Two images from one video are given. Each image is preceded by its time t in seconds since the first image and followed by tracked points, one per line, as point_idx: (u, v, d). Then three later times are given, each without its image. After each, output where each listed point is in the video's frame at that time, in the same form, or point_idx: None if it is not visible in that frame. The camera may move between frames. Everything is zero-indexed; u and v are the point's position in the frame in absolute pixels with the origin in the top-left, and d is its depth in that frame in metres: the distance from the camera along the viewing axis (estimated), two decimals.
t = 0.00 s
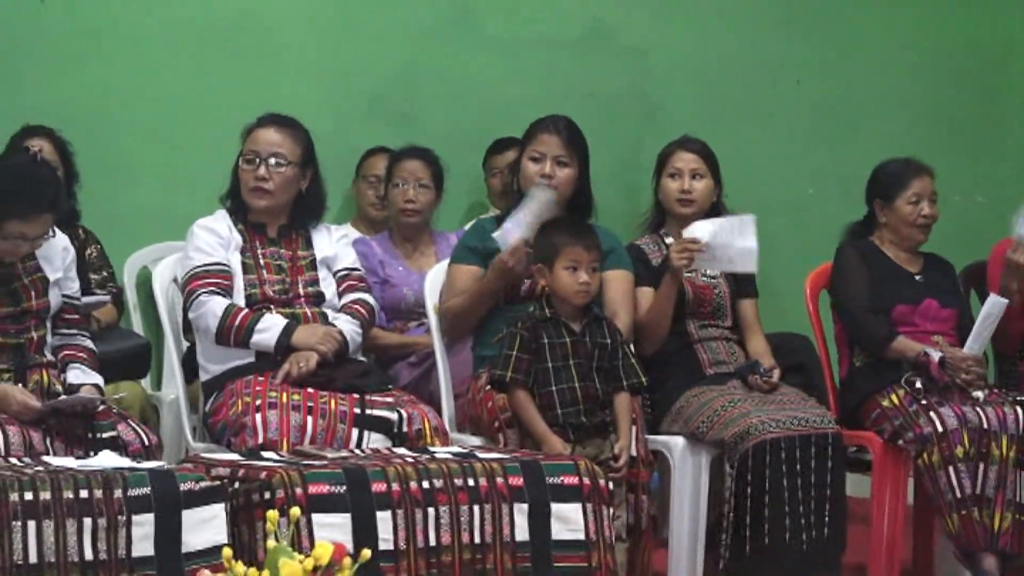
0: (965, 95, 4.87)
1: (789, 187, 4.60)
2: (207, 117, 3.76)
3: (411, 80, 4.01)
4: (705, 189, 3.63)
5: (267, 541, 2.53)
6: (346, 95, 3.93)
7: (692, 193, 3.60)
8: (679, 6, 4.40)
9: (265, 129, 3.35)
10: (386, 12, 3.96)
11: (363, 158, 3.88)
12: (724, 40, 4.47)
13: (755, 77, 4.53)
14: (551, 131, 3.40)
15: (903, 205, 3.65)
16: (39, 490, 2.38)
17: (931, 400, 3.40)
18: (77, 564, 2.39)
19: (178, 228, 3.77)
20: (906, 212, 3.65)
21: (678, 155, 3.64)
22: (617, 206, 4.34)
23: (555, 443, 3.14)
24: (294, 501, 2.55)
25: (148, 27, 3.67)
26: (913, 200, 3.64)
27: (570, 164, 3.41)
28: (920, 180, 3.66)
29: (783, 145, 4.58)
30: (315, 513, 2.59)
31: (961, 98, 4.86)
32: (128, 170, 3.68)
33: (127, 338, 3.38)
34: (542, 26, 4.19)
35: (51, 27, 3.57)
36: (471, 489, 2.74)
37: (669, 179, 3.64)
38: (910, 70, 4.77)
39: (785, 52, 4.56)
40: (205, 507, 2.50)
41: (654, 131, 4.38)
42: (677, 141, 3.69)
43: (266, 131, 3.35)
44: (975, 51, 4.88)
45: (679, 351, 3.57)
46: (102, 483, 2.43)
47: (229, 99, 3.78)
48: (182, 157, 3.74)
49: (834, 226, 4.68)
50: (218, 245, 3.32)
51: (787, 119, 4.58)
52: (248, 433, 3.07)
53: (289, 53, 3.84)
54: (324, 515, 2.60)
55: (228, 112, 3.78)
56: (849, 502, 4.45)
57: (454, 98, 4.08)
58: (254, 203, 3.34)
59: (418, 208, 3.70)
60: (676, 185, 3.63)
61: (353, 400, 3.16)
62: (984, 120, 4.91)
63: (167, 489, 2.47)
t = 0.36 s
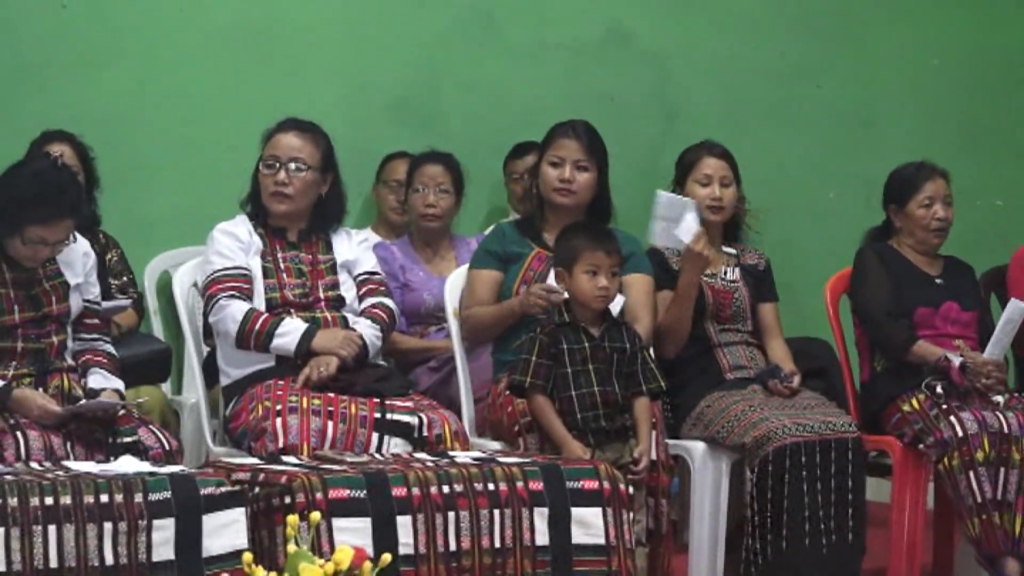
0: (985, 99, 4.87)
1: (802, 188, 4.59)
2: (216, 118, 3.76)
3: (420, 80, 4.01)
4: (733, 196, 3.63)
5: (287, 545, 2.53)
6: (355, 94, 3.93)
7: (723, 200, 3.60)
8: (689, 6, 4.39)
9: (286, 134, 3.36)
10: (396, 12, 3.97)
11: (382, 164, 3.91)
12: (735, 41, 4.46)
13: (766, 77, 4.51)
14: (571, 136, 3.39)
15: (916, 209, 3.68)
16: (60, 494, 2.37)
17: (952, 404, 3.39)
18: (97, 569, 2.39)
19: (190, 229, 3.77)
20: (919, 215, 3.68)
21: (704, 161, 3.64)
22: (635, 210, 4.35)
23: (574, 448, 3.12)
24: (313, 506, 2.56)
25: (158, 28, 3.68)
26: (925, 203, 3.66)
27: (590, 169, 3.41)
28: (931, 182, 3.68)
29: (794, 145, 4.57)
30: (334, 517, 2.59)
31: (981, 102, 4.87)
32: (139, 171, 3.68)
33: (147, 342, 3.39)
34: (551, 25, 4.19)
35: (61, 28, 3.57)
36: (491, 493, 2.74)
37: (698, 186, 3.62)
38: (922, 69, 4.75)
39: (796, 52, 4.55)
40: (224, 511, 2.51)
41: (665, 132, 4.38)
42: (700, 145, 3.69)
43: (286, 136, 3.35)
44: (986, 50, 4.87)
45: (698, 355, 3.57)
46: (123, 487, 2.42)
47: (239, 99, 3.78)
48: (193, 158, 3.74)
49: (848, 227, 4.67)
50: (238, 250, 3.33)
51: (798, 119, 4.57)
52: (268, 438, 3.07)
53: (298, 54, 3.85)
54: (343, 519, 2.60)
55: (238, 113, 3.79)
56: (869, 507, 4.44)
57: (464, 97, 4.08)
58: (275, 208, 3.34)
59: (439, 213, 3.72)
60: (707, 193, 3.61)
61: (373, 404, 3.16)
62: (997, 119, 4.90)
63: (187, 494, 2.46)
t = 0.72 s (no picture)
0: (988, 102, 4.88)
1: (801, 190, 4.59)
2: (217, 118, 3.76)
3: (419, 80, 4.01)
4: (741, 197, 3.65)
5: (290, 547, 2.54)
6: (355, 94, 3.93)
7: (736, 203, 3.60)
8: (688, 7, 4.39)
9: (289, 136, 3.37)
10: (396, 11, 3.97)
11: (385, 166, 3.92)
12: (735, 42, 4.47)
13: (765, 78, 4.52)
14: (574, 138, 3.40)
15: (914, 208, 3.69)
16: (62, 496, 2.37)
17: (955, 405, 3.40)
18: (99, 570, 2.39)
19: (190, 230, 3.77)
20: (918, 213, 3.69)
21: (713, 163, 3.64)
22: (638, 213, 4.35)
23: (576, 449, 3.13)
24: (316, 508, 2.56)
25: (157, 28, 3.68)
26: (923, 200, 3.68)
27: (593, 172, 3.42)
28: (927, 178, 3.71)
29: (794, 146, 4.57)
30: (336, 519, 2.60)
31: (984, 105, 4.87)
32: (139, 172, 3.69)
33: (151, 344, 3.38)
34: (551, 25, 4.20)
35: (61, 29, 3.58)
36: (494, 495, 2.74)
37: (707, 188, 3.62)
38: (921, 70, 4.75)
39: (795, 53, 4.56)
40: (228, 513, 2.51)
41: (665, 134, 4.38)
42: (706, 147, 3.69)
43: (290, 138, 3.36)
44: (986, 51, 4.87)
45: (701, 357, 3.57)
46: (126, 489, 2.42)
47: (238, 98, 3.79)
48: (193, 157, 3.74)
49: (849, 230, 4.67)
50: (242, 251, 3.33)
51: (797, 121, 4.57)
52: (271, 439, 3.07)
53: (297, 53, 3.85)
54: (346, 521, 2.61)
55: (238, 113, 3.79)
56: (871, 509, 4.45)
57: (464, 97, 4.09)
58: (279, 210, 3.35)
59: (442, 215, 3.73)
60: (717, 195, 3.61)
61: (376, 405, 3.17)
62: (997, 120, 4.90)
63: (190, 495, 2.46)
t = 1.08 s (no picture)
0: (1000, 105, 4.87)
1: (804, 191, 4.57)
2: (216, 119, 3.76)
3: (418, 81, 4.00)
4: (755, 202, 3.65)
5: (303, 550, 2.53)
6: (353, 95, 3.93)
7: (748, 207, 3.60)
8: (688, 7, 4.37)
9: (302, 141, 3.37)
10: (394, 12, 3.96)
11: (398, 169, 3.92)
12: (734, 42, 4.44)
13: (766, 79, 4.49)
14: (588, 142, 3.40)
15: (920, 205, 3.69)
16: (76, 500, 2.37)
17: (969, 409, 3.38)
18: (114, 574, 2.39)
19: (202, 234, 3.78)
20: (925, 210, 3.68)
21: (726, 168, 3.64)
22: (650, 216, 4.35)
23: (591, 453, 3.12)
24: (330, 512, 2.55)
25: (157, 29, 3.67)
26: (928, 196, 3.68)
27: (607, 175, 3.41)
28: (931, 176, 3.71)
29: (795, 146, 4.55)
30: (350, 523, 2.58)
31: (996, 107, 4.86)
32: (151, 176, 3.69)
33: (165, 348, 3.39)
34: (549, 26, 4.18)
35: (63, 31, 3.56)
36: (507, 499, 2.74)
37: (719, 191, 3.62)
38: (923, 70, 4.73)
39: (805, 55, 4.55)
40: (242, 517, 2.51)
41: (666, 134, 4.36)
42: (721, 151, 3.69)
43: (303, 143, 3.37)
44: (987, 50, 4.84)
45: (714, 361, 3.56)
46: (139, 493, 2.42)
47: (238, 99, 3.79)
48: (194, 159, 3.74)
49: (862, 233, 4.67)
50: (255, 257, 3.33)
51: (809, 123, 4.57)
52: (284, 443, 3.07)
53: (295, 54, 3.85)
54: (358, 525, 2.59)
55: (238, 114, 3.79)
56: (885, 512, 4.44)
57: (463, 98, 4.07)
58: (292, 215, 3.35)
59: (455, 219, 3.73)
60: (730, 199, 3.61)
61: (389, 410, 3.17)
62: (999, 120, 4.87)
63: (203, 499, 2.47)
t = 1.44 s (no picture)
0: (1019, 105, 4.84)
1: (807, 191, 4.55)
2: (217, 119, 3.75)
3: (417, 81, 3.99)
4: (771, 204, 3.65)
5: (320, 552, 2.53)
6: (352, 95, 3.92)
7: (763, 209, 3.60)
8: (701, 9, 4.37)
9: (319, 143, 3.38)
10: (392, 12, 3.95)
11: (413, 172, 3.93)
12: (734, 42, 4.42)
13: (766, 79, 4.47)
14: (604, 144, 3.40)
15: (934, 211, 3.68)
16: (93, 502, 2.38)
17: (987, 410, 3.38)
18: None
19: (217, 237, 3.79)
20: (939, 217, 3.67)
21: (742, 169, 3.63)
22: (664, 219, 4.35)
23: (607, 455, 3.12)
24: (346, 513, 2.57)
25: (156, 28, 3.67)
26: (943, 203, 3.67)
27: (623, 177, 3.41)
28: (947, 181, 3.69)
29: (801, 146, 4.54)
30: (367, 525, 2.59)
31: (1015, 108, 4.84)
32: (166, 180, 3.71)
33: (181, 351, 3.40)
34: (547, 26, 4.17)
35: (62, 33, 3.57)
36: (523, 501, 2.74)
37: (735, 193, 3.61)
38: (924, 70, 4.69)
39: (819, 57, 4.54)
40: (257, 519, 2.51)
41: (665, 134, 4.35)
42: (738, 153, 3.68)
43: (320, 145, 3.38)
44: (988, 50, 4.79)
45: (729, 363, 3.57)
46: (155, 496, 2.43)
47: (237, 99, 3.78)
48: (195, 160, 3.74)
49: (877, 234, 4.66)
50: (271, 259, 3.34)
51: (823, 125, 4.57)
52: (300, 445, 3.07)
53: (294, 54, 3.84)
54: (375, 527, 2.61)
55: (238, 114, 3.78)
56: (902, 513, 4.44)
57: (461, 98, 4.06)
58: (308, 217, 3.36)
59: (471, 220, 3.75)
60: (745, 201, 3.60)
61: (405, 412, 3.17)
62: (1003, 119, 4.83)
63: (220, 501, 2.47)
